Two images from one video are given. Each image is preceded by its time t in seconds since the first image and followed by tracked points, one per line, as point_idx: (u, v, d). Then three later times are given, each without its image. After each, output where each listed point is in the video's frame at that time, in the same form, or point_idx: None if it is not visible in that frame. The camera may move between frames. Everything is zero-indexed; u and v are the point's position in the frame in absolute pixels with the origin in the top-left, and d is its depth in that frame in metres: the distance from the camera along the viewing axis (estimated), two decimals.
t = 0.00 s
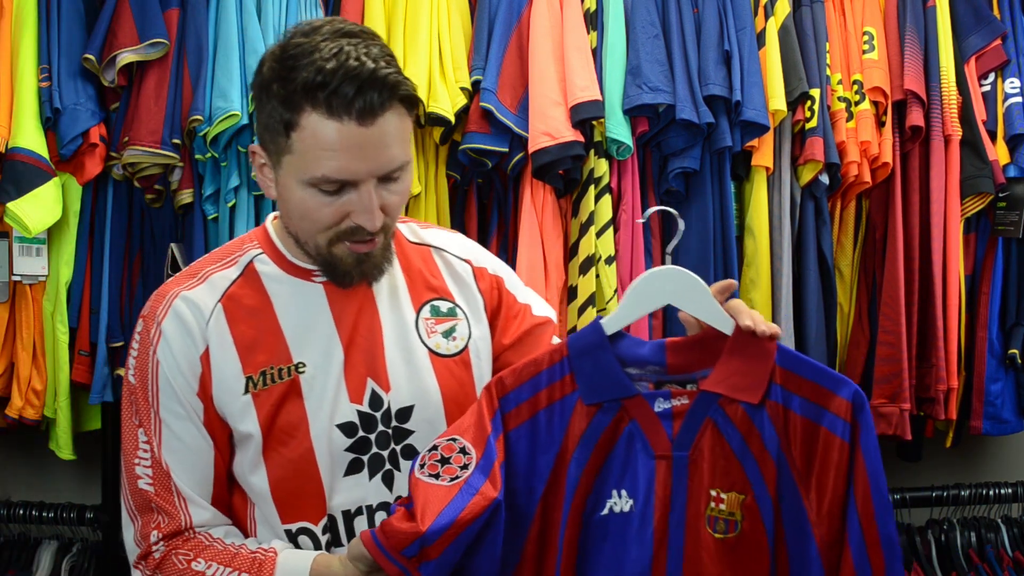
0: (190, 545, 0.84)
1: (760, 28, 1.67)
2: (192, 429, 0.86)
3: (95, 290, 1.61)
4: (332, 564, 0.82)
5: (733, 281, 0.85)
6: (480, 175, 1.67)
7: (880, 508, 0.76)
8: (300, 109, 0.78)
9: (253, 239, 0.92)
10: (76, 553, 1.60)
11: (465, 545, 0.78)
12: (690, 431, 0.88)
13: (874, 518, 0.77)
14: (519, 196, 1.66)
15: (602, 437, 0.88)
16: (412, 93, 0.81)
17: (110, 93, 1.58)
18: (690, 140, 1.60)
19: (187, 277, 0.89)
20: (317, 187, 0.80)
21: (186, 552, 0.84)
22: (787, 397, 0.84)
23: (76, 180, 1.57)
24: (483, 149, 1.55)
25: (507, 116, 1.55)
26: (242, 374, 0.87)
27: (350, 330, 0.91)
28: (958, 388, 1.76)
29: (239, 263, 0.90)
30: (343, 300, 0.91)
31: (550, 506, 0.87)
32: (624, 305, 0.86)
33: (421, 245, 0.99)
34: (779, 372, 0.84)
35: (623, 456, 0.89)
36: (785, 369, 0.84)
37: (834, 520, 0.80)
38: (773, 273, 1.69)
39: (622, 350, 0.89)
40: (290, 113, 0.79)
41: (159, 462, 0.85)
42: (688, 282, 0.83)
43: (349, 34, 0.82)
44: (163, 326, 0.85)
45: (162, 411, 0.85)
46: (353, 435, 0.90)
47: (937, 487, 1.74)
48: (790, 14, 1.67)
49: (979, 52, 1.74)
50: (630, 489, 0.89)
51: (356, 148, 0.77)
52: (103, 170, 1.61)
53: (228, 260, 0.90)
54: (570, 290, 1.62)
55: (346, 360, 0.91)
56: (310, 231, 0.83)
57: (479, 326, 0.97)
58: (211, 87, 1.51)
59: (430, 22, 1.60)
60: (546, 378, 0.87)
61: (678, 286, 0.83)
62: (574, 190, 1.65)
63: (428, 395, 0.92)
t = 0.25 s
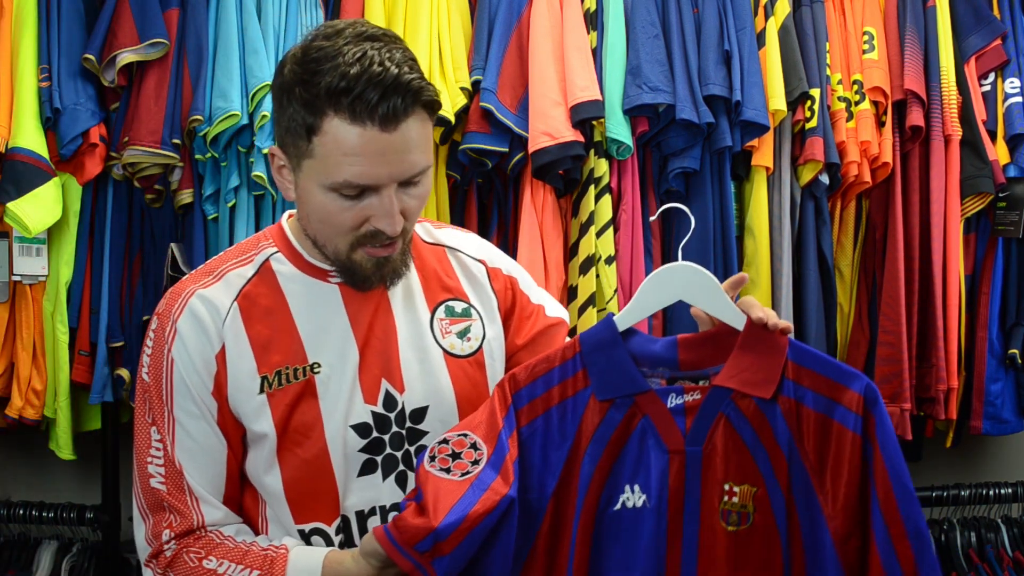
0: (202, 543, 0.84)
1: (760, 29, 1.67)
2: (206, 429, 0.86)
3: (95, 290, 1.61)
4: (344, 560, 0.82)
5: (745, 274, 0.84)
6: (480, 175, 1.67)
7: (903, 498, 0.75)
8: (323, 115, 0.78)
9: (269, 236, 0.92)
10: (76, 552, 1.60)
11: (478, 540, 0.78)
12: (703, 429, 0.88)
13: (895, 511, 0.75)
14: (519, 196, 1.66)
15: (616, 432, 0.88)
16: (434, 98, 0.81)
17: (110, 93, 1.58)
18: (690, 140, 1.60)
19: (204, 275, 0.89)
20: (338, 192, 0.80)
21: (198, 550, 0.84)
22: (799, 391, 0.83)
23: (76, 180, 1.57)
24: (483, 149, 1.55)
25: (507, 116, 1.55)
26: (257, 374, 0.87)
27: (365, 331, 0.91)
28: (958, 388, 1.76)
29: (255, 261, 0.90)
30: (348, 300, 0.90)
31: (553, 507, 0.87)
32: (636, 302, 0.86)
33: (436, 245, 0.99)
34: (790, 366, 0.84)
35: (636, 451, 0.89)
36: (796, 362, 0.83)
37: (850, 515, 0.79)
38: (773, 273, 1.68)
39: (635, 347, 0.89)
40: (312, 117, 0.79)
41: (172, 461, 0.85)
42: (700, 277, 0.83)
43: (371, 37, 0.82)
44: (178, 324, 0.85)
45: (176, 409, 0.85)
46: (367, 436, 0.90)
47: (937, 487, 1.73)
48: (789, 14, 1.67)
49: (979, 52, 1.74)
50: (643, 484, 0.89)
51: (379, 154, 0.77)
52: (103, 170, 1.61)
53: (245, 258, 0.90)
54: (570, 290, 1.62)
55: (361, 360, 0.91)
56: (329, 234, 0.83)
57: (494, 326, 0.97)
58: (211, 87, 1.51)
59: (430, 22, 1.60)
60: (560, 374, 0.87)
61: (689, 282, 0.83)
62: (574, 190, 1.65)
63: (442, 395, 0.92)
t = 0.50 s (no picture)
0: (212, 541, 0.84)
1: (759, 29, 1.67)
2: (212, 425, 0.86)
3: (95, 290, 1.61)
4: (360, 548, 0.80)
5: (746, 250, 0.85)
6: (480, 175, 1.67)
7: (909, 470, 0.77)
8: (324, 108, 0.78)
9: (269, 234, 0.93)
10: (76, 552, 1.60)
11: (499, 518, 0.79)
12: (708, 406, 0.89)
13: (904, 484, 0.77)
14: (519, 196, 1.66)
15: (623, 410, 0.89)
16: (434, 89, 0.81)
17: (110, 93, 1.58)
18: (690, 140, 1.60)
19: (206, 273, 0.89)
20: (342, 186, 0.80)
21: (210, 548, 0.83)
22: (802, 364, 0.85)
23: (76, 180, 1.57)
24: (483, 149, 1.55)
25: (507, 116, 1.55)
26: (261, 369, 0.87)
27: (367, 327, 0.91)
28: (958, 388, 1.76)
29: (256, 258, 0.90)
30: (348, 296, 0.91)
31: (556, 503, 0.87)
32: (638, 281, 0.87)
33: (436, 243, 0.99)
34: (794, 340, 0.86)
35: (642, 430, 0.90)
36: (800, 337, 0.85)
37: (857, 485, 0.81)
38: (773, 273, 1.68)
39: (639, 328, 0.90)
40: (314, 112, 0.79)
41: (179, 459, 0.85)
42: (700, 254, 0.85)
43: (368, 32, 0.82)
44: (182, 321, 0.85)
45: (182, 406, 0.85)
46: (372, 431, 0.90)
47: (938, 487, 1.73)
48: (789, 14, 1.67)
49: (980, 52, 1.73)
50: (651, 461, 0.89)
51: (382, 145, 0.78)
52: (103, 169, 1.61)
53: (246, 256, 0.91)
54: (570, 290, 1.62)
55: (364, 356, 0.91)
56: (334, 230, 0.83)
57: (495, 322, 0.97)
58: (211, 87, 1.51)
59: (430, 22, 1.59)
60: (564, 356, 0.88)
61: (690, 258, 0.85)
62: (574, 190, 1.65)
63: (446, 391, 0.92)
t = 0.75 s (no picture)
0: (216, 546, 0.84)
1: (760, 29, 1.67)
2: (210, 428, 0.86)
3: (95, 290, 1.61)
4: (366, 552, 0.81)
5: (742, 243, 0.87)
6: (480, 175, 1.67)
7: (900, 459, 0.78)
8: (314, 103, 0.78)
9: (262, 237, 0.93)
10: (76, 553, 1.60)
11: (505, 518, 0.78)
12: (708, 399, 0.90)
13: (894, 470, 0.78)
14: (519, 196, 1.66)
15: (622, 406, 0.89)
16: (422, 84, 0.82)
17: (110, 93, 1.58)
18: (690, 140, 1.60)
19: (200, 276, 0.89)
20: (333, 181, 0.80)
21: (214, 553, 0.83)
22: (802, 356, 0.86)
23: (76, 180, 1.57)
24: (483, 149, 1.55)
25: (507, 116, 1.55)
26: (257, 372, 0.87)
27: (362, 327, 0.91)
28: (958, 388, 1.75)
29: (250, 261, 0.91)
30: (343, 295, 0.91)
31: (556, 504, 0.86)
32: (636, 275, 0.88)
33: (428, 243, 0.99)
34: (792, 332, 0.86)
35: (643, 424, 0.91)
36: (798, 328, 0.86)
37: (856, 474, 0.82)
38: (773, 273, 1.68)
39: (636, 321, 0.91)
40: (303, 107, 0.79)
41: (180, 463, 0.85)
42: (696, 247, 0.86)
43: (356, 29, 0.83)
44: (177, 324, 0.86)
45: (180, 410, 0.85)
46: (370, 432, 0.90)
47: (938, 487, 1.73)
48: (789, 14, 1.67)
49: (980, 52, 1.73)
50: (654, 455, 0.90)
51: (372, 139, 0.78)
52: (103, 169, 1.61)
53: (238, 260, 0.91)
54: (570, 290, 1.62)
55: (360, 356, 0.91)
56: (326, 227, 0.83)
57: (490, 321, 0.97)
58: (211, 87, 1.51)
59: (430, 22, 1.59)
60: (563, 353, 0.88)
61: (688, 252, 0.86)
62: (574, 190, 1.65)
63: (441, 390, 0.92)
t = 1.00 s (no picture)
0: (205, 549, 0.84)
1: (760, 28, 1.67)
2: (200, 430, 0.87)
3: (95, 290, 1.61)
4: (353, 563, 0.81)
5: (734, 247, 0.87)
6: (480, 175, 1.67)
7: (897, 461, 0.78)
8: (301, 102, 0.78)
9: (257, 238, 0.93)
10: (76, 553, 1.60)
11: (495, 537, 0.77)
12: (703, 403, 0.90)
13: (893, 473, 0.78)
14: (519, 196, 1.66)
15: (617, 412, 0.89)
16: (413, 84, 0.81)
17: (110, 93, 1.58)
18: (690, 140, 1.60)
19: (193, 277, 0.89)
20: (320, 180, 0.80)
21: (203, 556, 0.84)
22: (796, 360, 0.86)
23: (76, 180, 1.57)
24: (483, 149, 1.55)
25: (507, 116, 1.55)
26: (249, 373, 0.88)
27: (356, 328, 0.91)
28: (958, 388, 1.75)
29: (243, 262, 0.91)
30: (336, 295, 0.91)
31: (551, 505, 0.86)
32: (628, 280, 0.88)
33: (424, 244, 1.00)
34: (787, 337, 0.86)
35: (637, 429, 0.90)
36: (792, 333, 0.86)
37: (851, 477, 0.82)
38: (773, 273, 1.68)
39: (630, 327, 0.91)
40: (291, 106, 0.79)
41: (169, 464, 0.86)
42: (690, 252, 0.85)
43: (348, 27, 0.82)
44: (169, 326, 0.86)
45: (170, 412, 0.86)
46: (363, 433, 0.89)
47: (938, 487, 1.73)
48: (790, 14, 1.67)
49: (980, 52, 1.74)
50: (648, 461, 0.90)
51: (358, 139, 0.78)
52: (103, 170, 1.61)
53: (233, 260, 0.91)
54: (570, 290, 1.62)
55: (353, 356, 0.91)
56: (314, 225, 0.83)
57: (486, 322, 0.97)
58: (211, 87, 1.50)
59: (430, 22, 1.60)
60: (555, 359, 0.88)
61: (679, 260, 0.86)
62: (574, 190, 1.65)
63: (436, 391, 0.92)
